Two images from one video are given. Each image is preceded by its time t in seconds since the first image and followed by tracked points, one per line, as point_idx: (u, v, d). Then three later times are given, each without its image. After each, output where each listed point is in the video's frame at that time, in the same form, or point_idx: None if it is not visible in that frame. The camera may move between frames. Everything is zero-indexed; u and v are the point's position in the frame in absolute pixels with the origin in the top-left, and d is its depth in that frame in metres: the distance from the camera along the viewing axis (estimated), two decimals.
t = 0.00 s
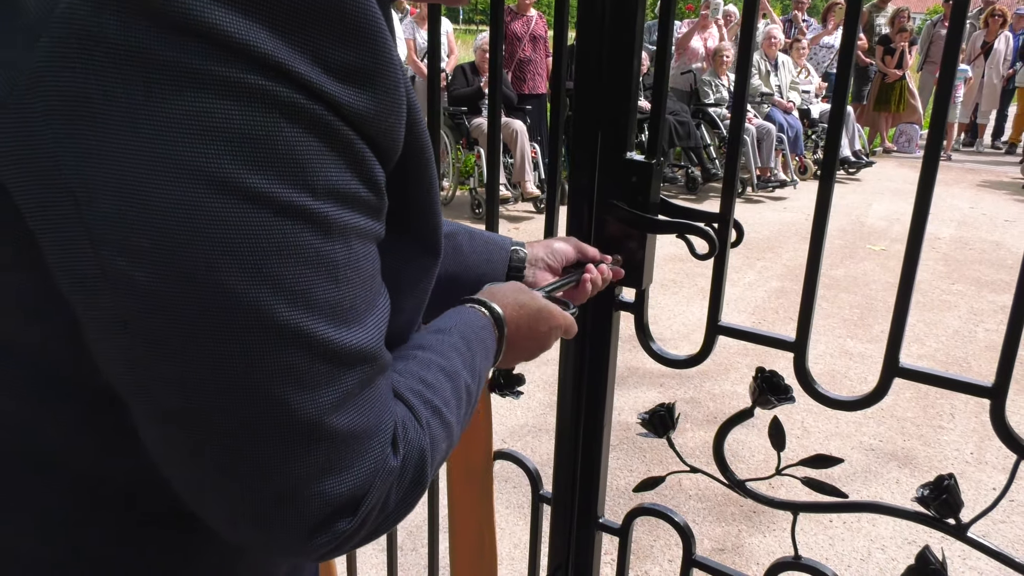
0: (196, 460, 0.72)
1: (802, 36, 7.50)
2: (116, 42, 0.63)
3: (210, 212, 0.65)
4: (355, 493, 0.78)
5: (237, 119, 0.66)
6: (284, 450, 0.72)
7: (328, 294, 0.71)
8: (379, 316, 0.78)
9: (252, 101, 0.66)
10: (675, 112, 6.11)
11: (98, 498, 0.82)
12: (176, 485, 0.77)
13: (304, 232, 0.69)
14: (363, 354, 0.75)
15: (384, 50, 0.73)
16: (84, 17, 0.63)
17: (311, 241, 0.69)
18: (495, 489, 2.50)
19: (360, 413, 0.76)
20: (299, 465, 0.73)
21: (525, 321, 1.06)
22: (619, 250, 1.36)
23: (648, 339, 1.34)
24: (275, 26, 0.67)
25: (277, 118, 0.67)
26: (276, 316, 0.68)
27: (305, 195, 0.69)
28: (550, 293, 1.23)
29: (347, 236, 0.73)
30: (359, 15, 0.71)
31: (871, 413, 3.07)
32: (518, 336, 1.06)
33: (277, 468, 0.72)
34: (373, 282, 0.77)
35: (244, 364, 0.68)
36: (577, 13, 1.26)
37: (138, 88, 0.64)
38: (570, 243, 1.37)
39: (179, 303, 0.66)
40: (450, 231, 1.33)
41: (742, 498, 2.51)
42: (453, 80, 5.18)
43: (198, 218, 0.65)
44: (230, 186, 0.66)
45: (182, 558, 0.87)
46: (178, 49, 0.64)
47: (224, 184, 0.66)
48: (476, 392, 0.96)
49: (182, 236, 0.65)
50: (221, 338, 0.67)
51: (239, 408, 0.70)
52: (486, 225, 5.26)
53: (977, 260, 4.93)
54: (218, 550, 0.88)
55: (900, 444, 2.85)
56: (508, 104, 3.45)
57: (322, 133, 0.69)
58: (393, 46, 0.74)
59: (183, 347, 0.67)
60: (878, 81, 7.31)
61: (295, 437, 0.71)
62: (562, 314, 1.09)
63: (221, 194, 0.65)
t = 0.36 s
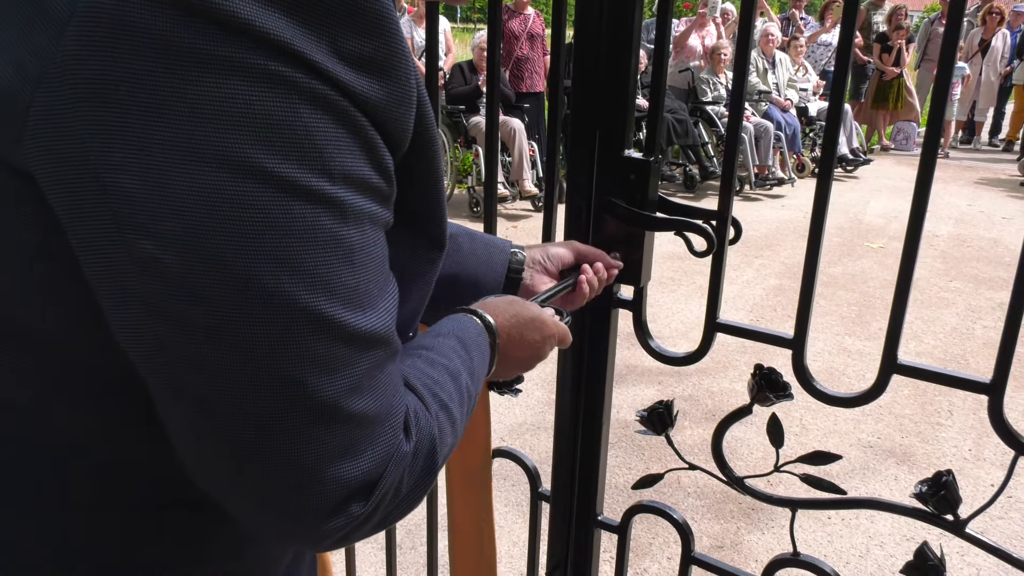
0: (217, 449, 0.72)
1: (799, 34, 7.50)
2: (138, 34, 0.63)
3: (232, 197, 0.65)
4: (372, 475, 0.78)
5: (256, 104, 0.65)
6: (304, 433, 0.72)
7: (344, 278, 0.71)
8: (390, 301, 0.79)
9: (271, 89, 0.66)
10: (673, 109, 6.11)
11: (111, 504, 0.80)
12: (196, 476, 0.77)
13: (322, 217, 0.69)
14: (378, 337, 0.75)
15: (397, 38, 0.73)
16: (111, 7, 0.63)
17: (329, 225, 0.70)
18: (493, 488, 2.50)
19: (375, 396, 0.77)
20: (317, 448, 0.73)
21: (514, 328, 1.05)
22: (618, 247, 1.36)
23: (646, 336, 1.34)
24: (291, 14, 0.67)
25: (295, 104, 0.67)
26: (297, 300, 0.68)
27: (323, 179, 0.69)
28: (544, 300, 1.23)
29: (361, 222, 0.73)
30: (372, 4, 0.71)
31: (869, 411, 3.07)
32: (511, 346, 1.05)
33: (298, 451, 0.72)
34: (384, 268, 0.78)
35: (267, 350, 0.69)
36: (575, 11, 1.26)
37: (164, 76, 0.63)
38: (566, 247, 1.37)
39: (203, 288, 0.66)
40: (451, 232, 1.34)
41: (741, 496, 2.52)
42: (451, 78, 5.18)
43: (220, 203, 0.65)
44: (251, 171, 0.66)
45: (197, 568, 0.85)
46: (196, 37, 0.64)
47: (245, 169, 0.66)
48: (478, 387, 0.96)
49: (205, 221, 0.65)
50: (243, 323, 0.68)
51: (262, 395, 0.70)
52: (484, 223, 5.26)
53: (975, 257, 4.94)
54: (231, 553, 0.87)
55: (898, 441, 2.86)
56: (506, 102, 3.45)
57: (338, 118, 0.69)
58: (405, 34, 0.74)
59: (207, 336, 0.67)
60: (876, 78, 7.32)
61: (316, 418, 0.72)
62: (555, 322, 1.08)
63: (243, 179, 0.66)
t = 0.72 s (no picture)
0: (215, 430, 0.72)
1: (795, 34, 7.51)
2: (145, 18, 0.64)
3: (225, 172, 0.66)
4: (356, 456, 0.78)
5: (252, 82, 0.66)
6: (289, 410, 0.72)
7: (336, 257, 0.71)
8: (383, 284, 0.79)
9: (266, 68, 0.67)
10: (669, 110, 6.12)
11: (127, 484, 0.84)
12: (198, 462, 0.77)
13: (314, 195, 0.69)
14: (368, 318, 0.75)
15: (392, 26, 0.74)
16: None
17: (322, 204, 0.70)
18: (490, 489, 2.50)
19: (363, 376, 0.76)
20: (301, 425, 0.73)
21: (538, 302, 1.06)
22: (615, 248, 1.36)
23: (643, 336, 1.34)
24: None
25: (289, 83, 0.68)
26: (288, 277, 0.69)
27: (317, 159, 0.69)
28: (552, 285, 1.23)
29: (354, 204, 0.73)
30: None
31: (865, 410, 3.08)
32: (530, 320, 1.05)
33: (285, 428, 0.72)
34: (378, 253, 0.78)
35: (261, 328, 0.69)
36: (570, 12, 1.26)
37: (166, 59, 0.65)
38: (570, 242, 1.35)
39: (201, 266, 0.67)
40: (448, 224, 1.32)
41: (737, 496, 2.52)
42: (447, 79, 5.19)
43: (214, 179, 0.66)
44: (245, 147, 0.66)
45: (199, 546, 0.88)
46: (195, 19, 0.65)
47: (239, 146, 0.66)
48: (481, 372, 0.94)
49: (201, 197, 0.66)
50: (240, 301, 0.68)
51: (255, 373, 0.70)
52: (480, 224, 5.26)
53: (971, 257, 4.95)
54: (230, 536, 0.90)
55: (894, 441, 2.86)
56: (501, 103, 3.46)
57: (334, 101, 0.70)
58: (401, 24, 0.75)
59: (206, 316, 0.68)
60: (871, 78, 7.34)
61: (303, 395, 0.72)
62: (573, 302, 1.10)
63: (238, 155, 0.66)
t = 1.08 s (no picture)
0: (217, 417, 0.74)
1: (791, 38, 7.53)
2: (151, 11, 0.67)
3: (228, 160, 0.68)
4: (355, 442, 0.79)
5: (255, 72, 0.68)
6: (291, 394, 0.73)
7: (337, 245, 0.73)
8: (382, 273, 0.80)
9: (269, 59, 0.69)
10: (665, 114, 6.13)
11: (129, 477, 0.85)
12: (202, 448, 0.79)
13: (316, 182, 0.71)
14: (368, 305, 0.76)
15: (391, 21, 0.76)
16: None
17: (323, 191, 0.71)
18: (486, 491, 2.50)
19: (363, 363, 0.77)
20: (304, 409, 0.74)
21: (520, 307, 1.05)
22: (608, 250, 1.36)
23: (636, 338, 1.34)
24: None
25: (291, 74, 0.70)
26: (290, 262, 0.70)
27: (318, 147, 0.71)
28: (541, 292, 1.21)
29: (354, 193, 0.75)
30: None
31: (860, 413, 3.09)
32: (513, 323, 1.05)
33: (286, 413, 0.73)
34: (377, 242, 0.79)
35: (261, 311, 0.70)
36: (563, 15, 1.27)
37: (171, 49, 0.67)
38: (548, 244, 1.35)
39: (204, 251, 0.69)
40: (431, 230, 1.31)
41: (733, 498, 2.53)
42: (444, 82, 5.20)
43: (218, 166, 0.68)
44: (248, 136, 0.68)
45: (200, 536, 0.90)
46: (201, 14, 0.68)
47: (242, 134, 0.68)
48: (472, 367, 0.95)
49: (204, 183, 0.68)
50: (242, 285, 0.70)
51: (256, 358, 0.71)
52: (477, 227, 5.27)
53: (967, 260, 4.96)
54: (231, 526, 0.92)
55: (889, 443, 2.87)
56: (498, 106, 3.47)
57: (335, 92, 0.72)
58: (400, 18, 0.77)
59: (206, 297, 0.69)
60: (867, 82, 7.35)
61: (306, 379, 0.73)
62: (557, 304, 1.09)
63: (240, 143, 0.68)
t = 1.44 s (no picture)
0: (212, 396, 0.73)
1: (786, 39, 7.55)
2: None
3: (215, 127, 0.67)
4: (354, 417, 0.78)
5: (240, 37, 0.68)
6: (285, 367, 0.73)
7: (328, 214, 0.72)
8: (375, 246, 0.79)
9: (253, 23, 0.68)
10: (661, 115, 6.14)
11: (125, 472, 0.85)
12: (197, 432, 0.79)
13: (305, 149, 0.70)
14: (361, 276, 0.76)
15: None
16: None
17: (312, 159, 0.71)
18: (481, 493, 2.50)
19: (357, 338, 0.77)
20: (298, 382, 0.73)
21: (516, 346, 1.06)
22: (601, 254, 1.36)
23: (630, 342, 1.35)
24: None
25: (277, 37, 0.69)
26: (281, 232, 0.70)
27: (305, 113, 0.70)
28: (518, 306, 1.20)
29: (344, 161, 0.74)
30: None
31: (856, 413, 3.09)
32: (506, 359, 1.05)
33: (278, 387, 0.73)
34: (369, 214, 0.78)
35: (251, 282, 0.70)
36: (557, 17, 1.28)
37: (159, 22, 0.67)
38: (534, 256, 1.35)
39: (194, 221, 0.68)
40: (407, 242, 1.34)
41: (728, 499, 2.53)
42: (440, 84, 5.21)
43: (205, 135, 0.67)
44: (234, 103, 0.68)
45: (196, 535, 0.90)
46: None
47: (229, 101, 0.68)
48: (479, 380, 0.96)
49: (190, 152, 0.67)
50: (232, 255, 0.69)
51: (247, 331, 0.71)
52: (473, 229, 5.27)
53: (962, 260, 4.96)
54: (228, 523, 0.91)
55: (885, 444, 2.87)
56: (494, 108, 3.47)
57: (319, 55, 0.71)
58: None
59: (193, 272, 0.69)
60: (862, 83, 7.37)
61: (298, 350, 0.72)
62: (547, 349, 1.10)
63: (227, 110, 0.67)
